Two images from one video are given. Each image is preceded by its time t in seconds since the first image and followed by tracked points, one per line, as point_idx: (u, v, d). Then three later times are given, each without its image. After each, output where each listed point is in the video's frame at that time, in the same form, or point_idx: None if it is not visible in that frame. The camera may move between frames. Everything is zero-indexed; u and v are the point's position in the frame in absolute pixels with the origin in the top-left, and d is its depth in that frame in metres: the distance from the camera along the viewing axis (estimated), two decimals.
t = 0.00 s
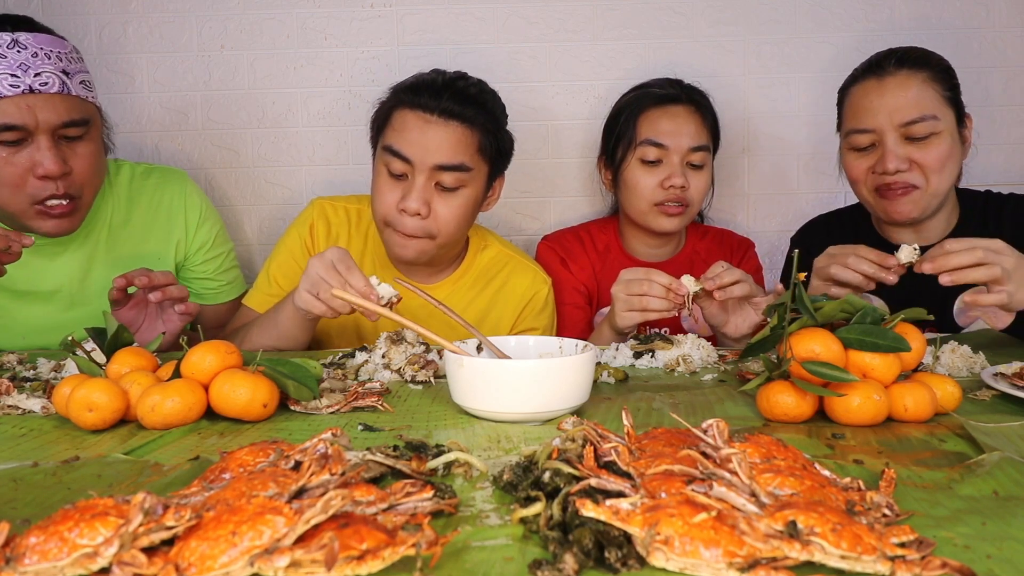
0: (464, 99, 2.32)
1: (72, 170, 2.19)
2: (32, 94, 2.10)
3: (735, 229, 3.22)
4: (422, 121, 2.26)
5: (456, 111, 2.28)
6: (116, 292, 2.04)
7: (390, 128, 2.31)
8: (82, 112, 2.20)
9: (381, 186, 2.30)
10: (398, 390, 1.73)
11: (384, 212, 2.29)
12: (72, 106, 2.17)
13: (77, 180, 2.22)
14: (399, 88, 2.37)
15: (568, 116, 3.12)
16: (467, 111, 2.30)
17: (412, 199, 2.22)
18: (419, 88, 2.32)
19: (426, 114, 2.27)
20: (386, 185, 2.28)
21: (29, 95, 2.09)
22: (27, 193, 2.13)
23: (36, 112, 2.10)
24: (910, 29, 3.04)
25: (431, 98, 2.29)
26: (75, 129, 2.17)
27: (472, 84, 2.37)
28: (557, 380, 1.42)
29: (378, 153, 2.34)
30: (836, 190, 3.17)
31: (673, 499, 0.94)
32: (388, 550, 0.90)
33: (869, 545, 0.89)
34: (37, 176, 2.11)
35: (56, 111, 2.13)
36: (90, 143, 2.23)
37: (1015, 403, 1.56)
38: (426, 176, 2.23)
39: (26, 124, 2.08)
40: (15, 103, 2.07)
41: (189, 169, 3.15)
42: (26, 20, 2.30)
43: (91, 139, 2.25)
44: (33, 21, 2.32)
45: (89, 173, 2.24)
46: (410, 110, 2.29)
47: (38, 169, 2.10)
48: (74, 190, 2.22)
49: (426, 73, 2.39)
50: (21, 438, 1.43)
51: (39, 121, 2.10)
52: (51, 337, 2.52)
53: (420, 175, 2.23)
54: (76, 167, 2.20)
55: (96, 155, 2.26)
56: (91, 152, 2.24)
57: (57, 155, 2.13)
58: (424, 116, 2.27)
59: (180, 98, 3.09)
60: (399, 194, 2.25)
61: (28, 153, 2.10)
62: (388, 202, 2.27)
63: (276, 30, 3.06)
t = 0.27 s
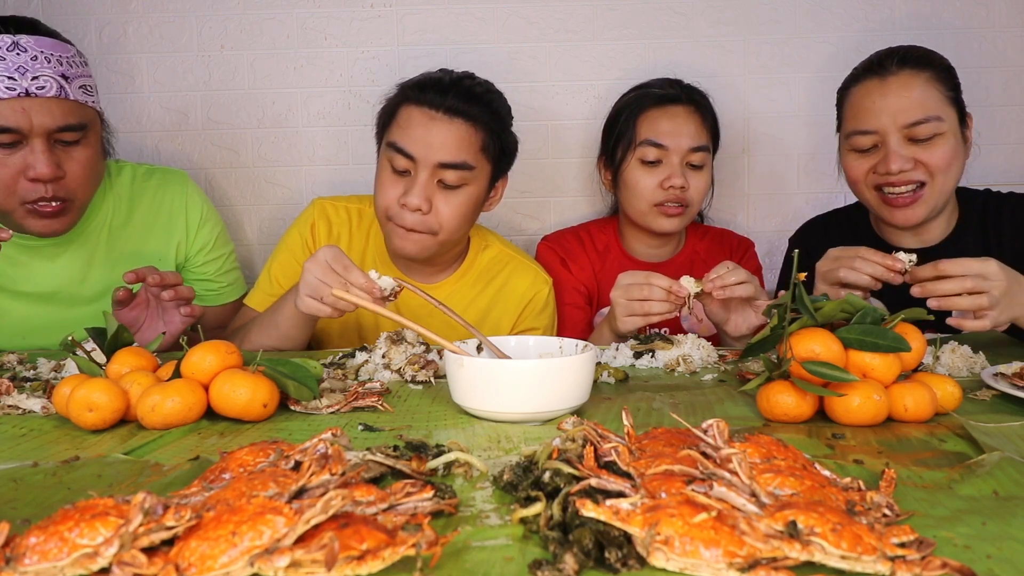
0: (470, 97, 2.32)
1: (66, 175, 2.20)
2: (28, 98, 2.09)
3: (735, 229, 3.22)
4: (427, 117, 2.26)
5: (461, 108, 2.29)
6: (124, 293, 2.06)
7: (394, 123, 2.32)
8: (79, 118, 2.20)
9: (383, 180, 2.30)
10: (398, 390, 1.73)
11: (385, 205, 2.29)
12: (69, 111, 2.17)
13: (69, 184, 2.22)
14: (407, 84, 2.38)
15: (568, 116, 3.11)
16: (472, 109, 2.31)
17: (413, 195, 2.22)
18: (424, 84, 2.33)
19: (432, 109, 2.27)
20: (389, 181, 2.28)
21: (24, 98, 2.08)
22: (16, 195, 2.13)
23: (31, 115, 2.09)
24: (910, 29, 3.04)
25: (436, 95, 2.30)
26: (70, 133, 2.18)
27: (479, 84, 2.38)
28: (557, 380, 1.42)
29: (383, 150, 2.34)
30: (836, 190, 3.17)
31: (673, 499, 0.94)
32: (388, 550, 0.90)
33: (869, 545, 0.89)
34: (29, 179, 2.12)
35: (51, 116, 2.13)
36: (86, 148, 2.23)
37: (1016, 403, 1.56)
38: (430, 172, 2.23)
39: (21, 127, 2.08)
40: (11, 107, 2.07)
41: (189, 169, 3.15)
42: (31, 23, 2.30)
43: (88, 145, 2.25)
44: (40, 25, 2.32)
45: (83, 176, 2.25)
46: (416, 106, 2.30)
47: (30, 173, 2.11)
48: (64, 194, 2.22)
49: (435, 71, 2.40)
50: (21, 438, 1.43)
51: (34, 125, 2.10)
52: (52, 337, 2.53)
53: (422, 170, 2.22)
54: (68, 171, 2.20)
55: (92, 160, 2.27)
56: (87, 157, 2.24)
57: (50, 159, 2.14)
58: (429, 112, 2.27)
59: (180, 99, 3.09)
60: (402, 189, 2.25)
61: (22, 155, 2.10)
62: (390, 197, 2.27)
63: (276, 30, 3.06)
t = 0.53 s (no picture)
0: (461, 99, 2.31)
1: (79, 168, 2.18)
2: (35, 93, 2.10)
3: (735, 229, 3.22)
4: (419, 120, 2.26)
5: (453, 111, 2.28)
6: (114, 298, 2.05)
7: (386, 128, 2.31)
8: (84, 110, 2.20)
9: (377, 185, 2.30)
10: (398, 390, 1.73)
11: (382, 212, 2.29)
12: (74, 104, 2.17)
13: (85, 177, 2.21)
14: (399, 86, 2.37)
15: (568, 116, 3.11)
16: (464, 111, 2.30)
17: (408, 199, 2.23)
18: (413, 88, 2.33)
19: (424, 113, 2.27)
20: (384, 185, 2.28)
21: (31, 94, 2.09)
22: (33, 192, 2.13)
23: (39, 111, 2.10)
24: (910, 29, 3.04)
25: (427, 98, 2.30)
26: (79, 126, 2.16)
27: (470, 85, 2.37)
28: (557, 380, 1.42)
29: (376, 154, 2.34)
30: (836, 190, 3.17)
31: (673, 499, 0.94)
32: (388, 550, 0.90)
33: (869, 545, 0.89)
34: (43, 175, 2.11)
35: (59, 109, 2.13)
36: (94, 140, 2.22)
37: (1016, 403, 1.56)
38: (424, 175, 2.23)
39: (30, 124, 2.08)
40: (19, 103, 2.07)
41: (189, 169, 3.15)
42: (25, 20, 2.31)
43: (95, 136, 2.23)
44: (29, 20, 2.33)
45: (96, 169, 2.24)
46: (407, 110, 2.30)
47: (45, 168, 2.10)
48: (80, 187, 2.21)
49: (425, 73, 2.39)
50: (21, 438, 1.43)
51: (43, 120, 2.10)
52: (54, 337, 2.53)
53: (416, 174, 2.23)
54: (83, 164, 2.19)
55: (101, 152, 2.26)
56: (96, 149, 2.24)
57: (62, 153, 2.13)
58: (420, 115, 2.27)
59: (180, 98, 3.09)
60: (396, 193, 2.26)
61: (35, 151, 2.10)
62: (385, 201, 2.28)
63: (276, 30, 3.06)
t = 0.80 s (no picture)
0: (442, 98, 2.31)
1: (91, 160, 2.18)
2: (44, 88, 2.11)
3: (735, 229, 3.22)
4: (401, 124, 2.26)
5: (434, 110, 2.28)
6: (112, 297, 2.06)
7: (371, 130, 2.32)
8: (91, 101, 2.19)
9: (368, 190, 2.30)
10: (398, 390, 1.73)
11: (373, 215, 2.30)
12: (81, 97, 2.17)
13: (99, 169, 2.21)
14: (380, 91, 2.37)
15: (567, 117, 3.11)
16: (444, 109, 2.30)
17: (399, 202, 2.23)
18: (394, 91, 2.33)
19: (405, 116, 2.27)
20: (374, 190, 2.28)
21: (40, 89, 2.10)
22: (49, 187, 2.13)
23: (49, 105, 2.10)
24: (910, 29, 3.05)
25: (408, 100, 2.30)
26: (89, 117, 2.16)
27: (451, 82, 2.37)
28: (557, 380, 1.42)
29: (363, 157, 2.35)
30: (836, 190, 3.17)
31: (673, 499, 0.94)
32: (388, 550, 0.90)
33: (869, 545, 0.89)
34: (57, 169, 2.11)
35: (67, 103, 2.13)
36: (103, 130, 2.22)
37: (1015, 403, 1.56)
38: (412, 178, 2.23)
39: (43, 118, 2.08)
40: (29, 99, 2.08)
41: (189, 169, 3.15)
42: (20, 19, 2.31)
43: (103, 128, 2.23)
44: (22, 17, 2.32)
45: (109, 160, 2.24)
46: (389, 115, 2.29)
47: (59, 161, 2.10)
48: (93, 178, 2.20)
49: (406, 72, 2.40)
50: (21, 438, 1.43)
51: (54, 114, 2.10)
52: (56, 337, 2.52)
53: (404, 177, 2.23)
54: (96, 155, 2.19)
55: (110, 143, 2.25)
56: (106, 139, 2.24)
57: (75, 145, 2.13)
58: (402, 118, 2.27)
59: (180, 98, 3.09)
60: (387, 198, 2.26)
61: (48, 146, 2.10)
62: (377, 206, 2.28)
63: (276, 30, 3.06)
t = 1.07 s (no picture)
0: (443, 97, 2.31)
1: (95, 160, 2.18)
2: (48, 88, 2.11)
3: (735, 229, 3.22)
4: (402, 123, 2.26)
5: (433, 109, 2.28)
6: (114, 296, 2.07)
7: (374, 130, 2.33)
8: (94, 101, 2.19)
9: (370, 190, 2.30)
10: (398, 390, 1.73)
11: (374, 215, 2.29)
12: (84, 97, 2.17)
13: (102, 169, 2.21)
14: (383, 91, 2.37)
15: (567, 117, 3.11)
16: (445, 107, 2.29)
17: (399, 200, 2.23)
18: (396, 91, 2.33)
19: (406, 115, 2.27)
20: (376, 190, 2.29)
21: (45, 89, 2.10)
22: (54, 187, 2.12)
23: (54, 105, 2.10)
24: (910, 29, 3.04)
25: (409, 99, 2.30)
26: (92, 117, 2.16)
27: (452, 81, 2.36)
28: (557, 380, 1.42)
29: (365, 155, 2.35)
30: (836, 190, 3.17)
31: (673, 499, 0.94)
32: (388, 550, 0.90)
33: (869, 545, 0.89)
34: (61, 169, 2.11)
35: (71, 102, 2.13)
36: (107, 130, 2.22)
37: (1015, 403, 1.56)
38: (412, 177, 2.23)
39: (47, 118, 2.08)
40: (33, 99, 2.08)
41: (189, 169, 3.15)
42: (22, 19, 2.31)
43: (106, 128, 2.23)
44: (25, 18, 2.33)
45: (112, 161, 2.24)
46: (390, 114, 2.30)
47: (64, 162, 2.10)
48: (98, 178, 2.20)
49: (409, 72, 2.40)
50: (21, 438, 1.43)
51: (59, 114, 2.10)
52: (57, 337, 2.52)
53: (405, 175, 2.23)
54: (99, 156, 2.19)
55: (113, 142, 2.25)
56: (110, 140, 2.24)
57: (79, 145, 2.13)
58: (403, 117, 2.27)
59: (180, 98, 3.09)
60: (388, 197, 2.26)
61: (52, 146, 2.10)
62: (378, 206, 2.28)
63: (276, 30, 3.06)
